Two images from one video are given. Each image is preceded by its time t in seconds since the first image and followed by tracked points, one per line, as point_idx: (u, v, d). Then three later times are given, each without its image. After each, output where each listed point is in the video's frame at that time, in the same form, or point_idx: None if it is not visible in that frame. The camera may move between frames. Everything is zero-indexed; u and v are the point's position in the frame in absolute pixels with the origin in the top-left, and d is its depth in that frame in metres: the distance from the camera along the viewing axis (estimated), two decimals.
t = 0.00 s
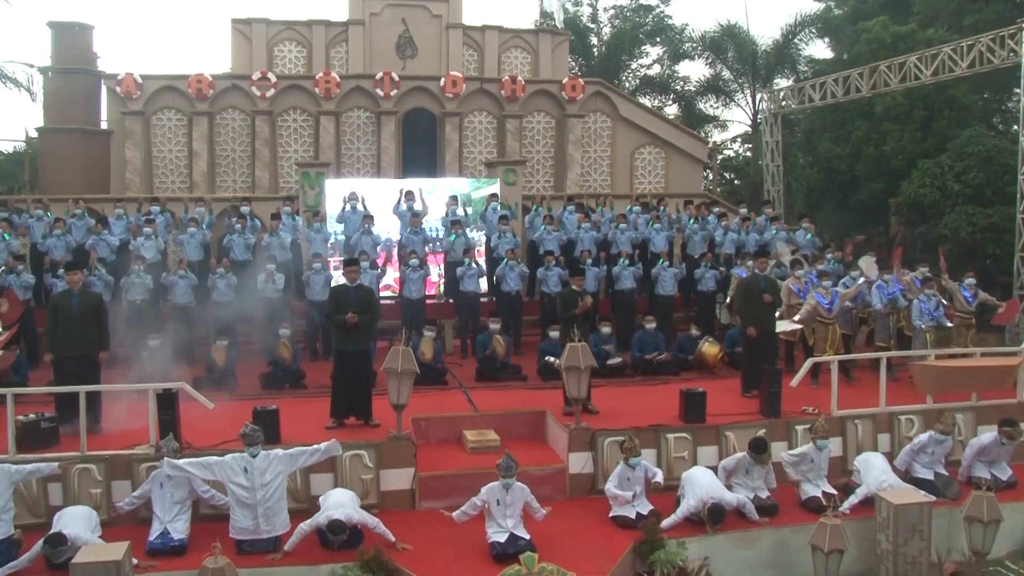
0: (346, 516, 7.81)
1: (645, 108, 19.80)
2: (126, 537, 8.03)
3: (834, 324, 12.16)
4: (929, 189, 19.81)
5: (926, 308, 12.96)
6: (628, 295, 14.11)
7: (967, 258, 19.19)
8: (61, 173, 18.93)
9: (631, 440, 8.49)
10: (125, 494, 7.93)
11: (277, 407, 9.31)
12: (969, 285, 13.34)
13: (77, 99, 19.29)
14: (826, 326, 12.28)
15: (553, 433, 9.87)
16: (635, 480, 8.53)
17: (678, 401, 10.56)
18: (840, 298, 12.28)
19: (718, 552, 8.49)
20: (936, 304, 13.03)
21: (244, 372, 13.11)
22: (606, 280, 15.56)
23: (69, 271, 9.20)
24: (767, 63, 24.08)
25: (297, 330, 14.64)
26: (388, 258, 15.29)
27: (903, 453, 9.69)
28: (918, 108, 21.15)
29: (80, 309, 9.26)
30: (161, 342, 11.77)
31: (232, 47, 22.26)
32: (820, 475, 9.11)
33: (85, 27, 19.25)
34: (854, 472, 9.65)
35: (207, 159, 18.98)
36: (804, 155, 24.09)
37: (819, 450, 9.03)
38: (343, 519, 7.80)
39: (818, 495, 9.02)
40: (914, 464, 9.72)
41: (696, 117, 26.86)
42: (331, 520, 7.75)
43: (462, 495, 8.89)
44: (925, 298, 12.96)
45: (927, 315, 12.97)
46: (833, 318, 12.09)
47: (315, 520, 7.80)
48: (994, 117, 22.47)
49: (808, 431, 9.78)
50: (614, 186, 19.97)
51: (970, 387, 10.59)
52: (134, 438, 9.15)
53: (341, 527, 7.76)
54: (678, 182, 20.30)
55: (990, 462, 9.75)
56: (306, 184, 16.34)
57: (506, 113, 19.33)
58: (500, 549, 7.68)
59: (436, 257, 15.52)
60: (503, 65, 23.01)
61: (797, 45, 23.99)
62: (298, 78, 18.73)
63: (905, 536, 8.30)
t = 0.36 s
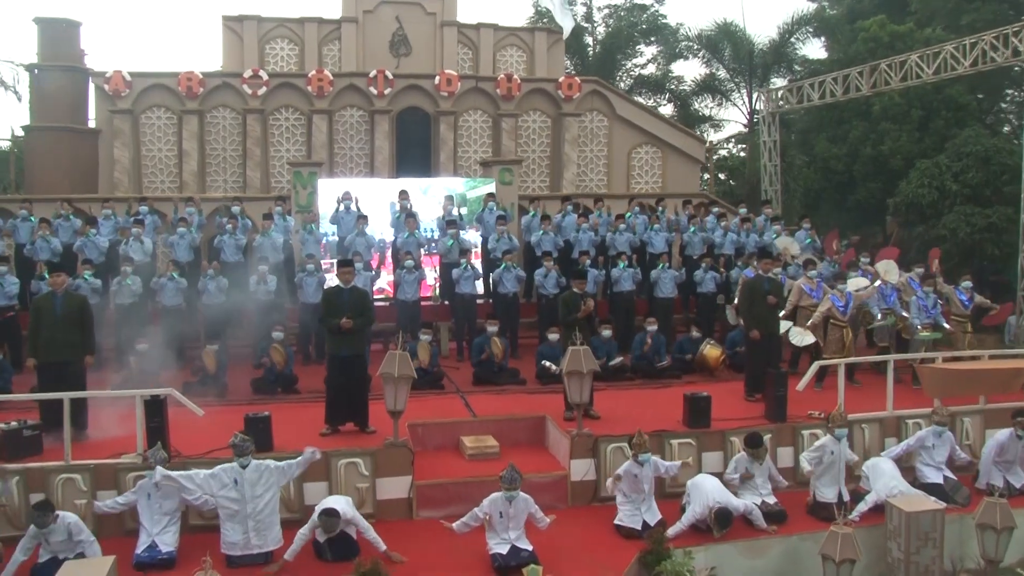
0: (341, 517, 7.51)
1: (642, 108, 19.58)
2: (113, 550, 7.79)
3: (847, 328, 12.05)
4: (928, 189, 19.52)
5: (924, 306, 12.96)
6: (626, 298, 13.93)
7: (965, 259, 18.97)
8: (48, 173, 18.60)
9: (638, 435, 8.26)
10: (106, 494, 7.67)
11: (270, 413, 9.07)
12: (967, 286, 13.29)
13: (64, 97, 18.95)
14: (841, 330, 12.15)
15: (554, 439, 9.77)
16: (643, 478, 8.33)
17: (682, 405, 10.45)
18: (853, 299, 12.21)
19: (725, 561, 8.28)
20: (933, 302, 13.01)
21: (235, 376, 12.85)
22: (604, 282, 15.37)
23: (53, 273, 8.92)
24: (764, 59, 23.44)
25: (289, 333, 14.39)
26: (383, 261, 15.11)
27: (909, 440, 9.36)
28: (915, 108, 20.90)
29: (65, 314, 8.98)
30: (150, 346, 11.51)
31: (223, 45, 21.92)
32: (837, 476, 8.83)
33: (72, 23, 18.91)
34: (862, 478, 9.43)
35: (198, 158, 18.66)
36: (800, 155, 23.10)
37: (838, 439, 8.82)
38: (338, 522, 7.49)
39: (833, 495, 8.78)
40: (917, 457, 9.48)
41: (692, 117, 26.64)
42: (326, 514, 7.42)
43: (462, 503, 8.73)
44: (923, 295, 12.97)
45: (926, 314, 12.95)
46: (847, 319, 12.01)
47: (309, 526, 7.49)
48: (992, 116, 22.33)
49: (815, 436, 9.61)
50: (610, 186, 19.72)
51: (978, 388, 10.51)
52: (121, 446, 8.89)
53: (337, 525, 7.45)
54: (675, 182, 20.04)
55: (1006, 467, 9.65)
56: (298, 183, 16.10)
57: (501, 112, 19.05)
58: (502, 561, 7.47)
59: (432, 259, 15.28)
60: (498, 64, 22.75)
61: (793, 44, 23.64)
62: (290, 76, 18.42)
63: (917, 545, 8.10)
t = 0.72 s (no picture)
0: (329, 510, 7.42)
1: (629, 106, 19.37)
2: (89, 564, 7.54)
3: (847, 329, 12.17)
4: (915, 190, 18.84)
5: (912, 304, 12.74)
6: (616, 299, 14.06)
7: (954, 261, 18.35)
8: (23, 172, 18.20)
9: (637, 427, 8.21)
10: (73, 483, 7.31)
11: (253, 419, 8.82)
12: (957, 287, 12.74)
13: (40, 95, 18.56)
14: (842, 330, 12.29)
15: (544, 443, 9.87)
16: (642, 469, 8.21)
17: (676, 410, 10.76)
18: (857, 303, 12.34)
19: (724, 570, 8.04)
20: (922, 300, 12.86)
21: (216, 382, 12.55)
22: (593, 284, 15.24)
23: (25, 276, 8.61)
24: (750, 61, 23.51)
25: (272, 337, 14.12)
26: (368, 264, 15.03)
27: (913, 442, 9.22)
28: (902, 107, 20.46)
29: (38, 318, 8.66)
30: (128, 350, 11.19)
31: (202, 42, 21.54)
32: (834, 472, 8.84)
33: (48, 19, 18.53)
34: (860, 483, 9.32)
35: (177, 158, 18.30)
36: (786, 156, 22.82)
37: (837, 436, 8.92)
38: (327, 512, 7.41)
39: (838, 495, 8.79)
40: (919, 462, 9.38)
41: (678, 116, 26.47)
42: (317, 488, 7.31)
43: (453, 512, 8.50)
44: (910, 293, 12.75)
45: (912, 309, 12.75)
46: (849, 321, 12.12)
47: (296, 512, 7.36)
48: (978, 117, 22.26)
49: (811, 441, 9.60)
50: (596, 186, 19.50)
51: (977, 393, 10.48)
52: (98, 455, 8.61)
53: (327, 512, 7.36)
54: (662, 182, 19.82)
55: (1008, 466, 9.73)
56: (282, 183, 15.56)
57: (485, 110, 18.80)
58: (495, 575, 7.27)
59: (417, 261, 15.05)
60: (483, 62, 22.50)
61: (779, 44, 23.60)
62: (272, 73, 18.09)
63: (920, 552, 7.91)
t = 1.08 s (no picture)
0: (303, 505, 7.48)
1: (609, 106, 19.21)
2: None
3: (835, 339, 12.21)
4: (894, 191, 18.41)
5: (896, 305, 12.46)
6: (599, 301, 14.02)
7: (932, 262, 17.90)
8: None
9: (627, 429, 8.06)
10: (34, 487, 7.02)
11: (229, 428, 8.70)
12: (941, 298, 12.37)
13: (5, 92, 18.06)
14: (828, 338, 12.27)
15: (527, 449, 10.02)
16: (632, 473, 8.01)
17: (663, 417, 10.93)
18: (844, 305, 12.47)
19: None
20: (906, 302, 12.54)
21: (190, 388, 12.26)
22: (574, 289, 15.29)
23: None
24: (728, 60, 23.41)
25: (246, 340, 13.84)
26: (343, 266, 14.77)
27: (903, 446, 9.12)
28: (880, 108, 20.08)
29: (3, 324, 8.34)
30: (98, 356, 10.88)
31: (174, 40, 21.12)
32: (827, 478, 8.66)
33: (14, 14, 18.04)
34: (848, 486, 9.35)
35: (148, 157, 17.90)
36: (763, 156, 22.63)
37: (830, 439, 8.70)
38: (301, 506, 7.47)
39: (830, 499, 8.65)
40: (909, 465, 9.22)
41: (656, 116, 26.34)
42: (286, 474, 7.46)
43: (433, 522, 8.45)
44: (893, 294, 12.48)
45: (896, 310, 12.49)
46: (836, 319, 12.17)
47: (272, 511, 7.52)
48: (954, 118, 22.34)
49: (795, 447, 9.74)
50: (575, 187, 19.32)
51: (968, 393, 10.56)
52: (66, 467, 8.34)
53: (299, 501, 7.43)
54: (641, 182, 19.65)
55: (999, 462, 9.57)
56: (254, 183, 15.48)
57: (464, 109, 18.56)
58: None
59: (394, 262, 14.84)
60: (460, 61, 22.28)
61: (757, 44, 23.56)
62: (246, 71, 17.74)
63: (914, 558, 7.83)
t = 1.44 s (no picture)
0: (285, 507, 7.63)
1: (588, 105, 19.03)
2: None
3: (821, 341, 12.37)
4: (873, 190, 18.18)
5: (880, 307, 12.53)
6: (581, 303, 14.11)
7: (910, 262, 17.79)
8: None
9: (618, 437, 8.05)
10: None
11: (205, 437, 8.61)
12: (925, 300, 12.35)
13: None
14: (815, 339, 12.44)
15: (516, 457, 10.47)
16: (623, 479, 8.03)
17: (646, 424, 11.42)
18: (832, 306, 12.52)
19: None
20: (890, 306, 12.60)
21: (165, 394, 12.03)
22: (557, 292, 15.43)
23: None
24: (706, 60, 23.17)
25: (222, 344, 13.63)
26: (318, 271, 14.54)
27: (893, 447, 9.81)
28: (858, 108, 19.89)
29: None
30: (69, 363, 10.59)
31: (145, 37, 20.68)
32: (820, 483, 9.06)
33: None
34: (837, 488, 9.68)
35: (119, 157, 17.49)
36: (742, 156, 22.31)
37: (824, 444, 9.12)
38: (282, 509, 7.62)
39: (822, 504, 8.99)
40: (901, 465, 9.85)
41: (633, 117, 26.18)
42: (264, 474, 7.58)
43: (418, 532, 8.48)
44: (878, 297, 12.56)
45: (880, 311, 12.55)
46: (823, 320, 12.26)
47: (251, 516, 7.62)
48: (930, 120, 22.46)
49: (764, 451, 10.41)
50: (554, 187, 19.11)
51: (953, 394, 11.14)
52: (35, 480, 8.12)
53: (281, 501, 7.58)
54: (621, 182, 19.47)
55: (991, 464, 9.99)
56: (229, 183, 15.10)
57: (442, 109, 18.29)
58: None
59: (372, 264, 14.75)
60: (438, 60, 22.06)
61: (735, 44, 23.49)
62: (219, 69, 17.39)
63: (912, 562, 8.11)
